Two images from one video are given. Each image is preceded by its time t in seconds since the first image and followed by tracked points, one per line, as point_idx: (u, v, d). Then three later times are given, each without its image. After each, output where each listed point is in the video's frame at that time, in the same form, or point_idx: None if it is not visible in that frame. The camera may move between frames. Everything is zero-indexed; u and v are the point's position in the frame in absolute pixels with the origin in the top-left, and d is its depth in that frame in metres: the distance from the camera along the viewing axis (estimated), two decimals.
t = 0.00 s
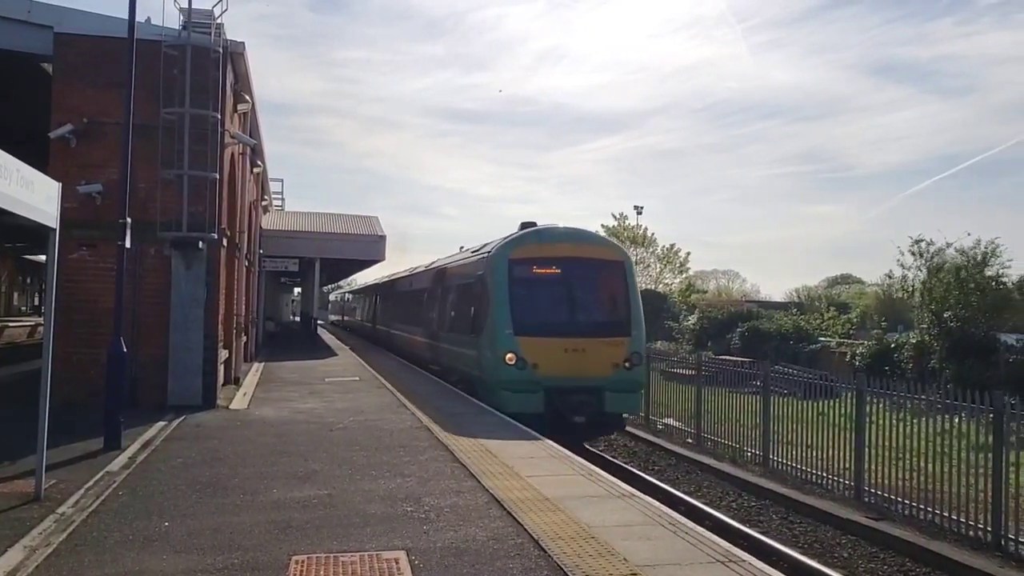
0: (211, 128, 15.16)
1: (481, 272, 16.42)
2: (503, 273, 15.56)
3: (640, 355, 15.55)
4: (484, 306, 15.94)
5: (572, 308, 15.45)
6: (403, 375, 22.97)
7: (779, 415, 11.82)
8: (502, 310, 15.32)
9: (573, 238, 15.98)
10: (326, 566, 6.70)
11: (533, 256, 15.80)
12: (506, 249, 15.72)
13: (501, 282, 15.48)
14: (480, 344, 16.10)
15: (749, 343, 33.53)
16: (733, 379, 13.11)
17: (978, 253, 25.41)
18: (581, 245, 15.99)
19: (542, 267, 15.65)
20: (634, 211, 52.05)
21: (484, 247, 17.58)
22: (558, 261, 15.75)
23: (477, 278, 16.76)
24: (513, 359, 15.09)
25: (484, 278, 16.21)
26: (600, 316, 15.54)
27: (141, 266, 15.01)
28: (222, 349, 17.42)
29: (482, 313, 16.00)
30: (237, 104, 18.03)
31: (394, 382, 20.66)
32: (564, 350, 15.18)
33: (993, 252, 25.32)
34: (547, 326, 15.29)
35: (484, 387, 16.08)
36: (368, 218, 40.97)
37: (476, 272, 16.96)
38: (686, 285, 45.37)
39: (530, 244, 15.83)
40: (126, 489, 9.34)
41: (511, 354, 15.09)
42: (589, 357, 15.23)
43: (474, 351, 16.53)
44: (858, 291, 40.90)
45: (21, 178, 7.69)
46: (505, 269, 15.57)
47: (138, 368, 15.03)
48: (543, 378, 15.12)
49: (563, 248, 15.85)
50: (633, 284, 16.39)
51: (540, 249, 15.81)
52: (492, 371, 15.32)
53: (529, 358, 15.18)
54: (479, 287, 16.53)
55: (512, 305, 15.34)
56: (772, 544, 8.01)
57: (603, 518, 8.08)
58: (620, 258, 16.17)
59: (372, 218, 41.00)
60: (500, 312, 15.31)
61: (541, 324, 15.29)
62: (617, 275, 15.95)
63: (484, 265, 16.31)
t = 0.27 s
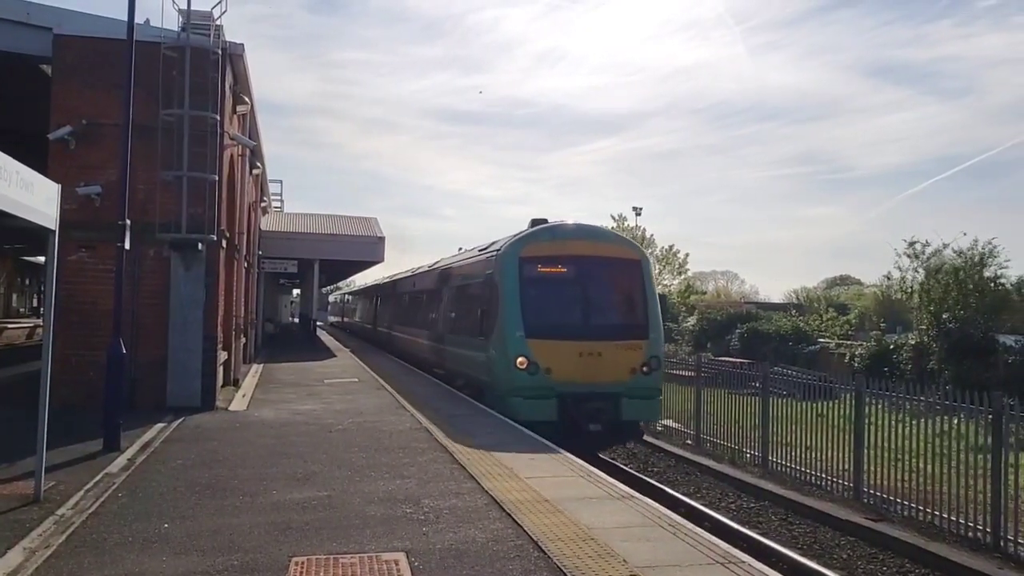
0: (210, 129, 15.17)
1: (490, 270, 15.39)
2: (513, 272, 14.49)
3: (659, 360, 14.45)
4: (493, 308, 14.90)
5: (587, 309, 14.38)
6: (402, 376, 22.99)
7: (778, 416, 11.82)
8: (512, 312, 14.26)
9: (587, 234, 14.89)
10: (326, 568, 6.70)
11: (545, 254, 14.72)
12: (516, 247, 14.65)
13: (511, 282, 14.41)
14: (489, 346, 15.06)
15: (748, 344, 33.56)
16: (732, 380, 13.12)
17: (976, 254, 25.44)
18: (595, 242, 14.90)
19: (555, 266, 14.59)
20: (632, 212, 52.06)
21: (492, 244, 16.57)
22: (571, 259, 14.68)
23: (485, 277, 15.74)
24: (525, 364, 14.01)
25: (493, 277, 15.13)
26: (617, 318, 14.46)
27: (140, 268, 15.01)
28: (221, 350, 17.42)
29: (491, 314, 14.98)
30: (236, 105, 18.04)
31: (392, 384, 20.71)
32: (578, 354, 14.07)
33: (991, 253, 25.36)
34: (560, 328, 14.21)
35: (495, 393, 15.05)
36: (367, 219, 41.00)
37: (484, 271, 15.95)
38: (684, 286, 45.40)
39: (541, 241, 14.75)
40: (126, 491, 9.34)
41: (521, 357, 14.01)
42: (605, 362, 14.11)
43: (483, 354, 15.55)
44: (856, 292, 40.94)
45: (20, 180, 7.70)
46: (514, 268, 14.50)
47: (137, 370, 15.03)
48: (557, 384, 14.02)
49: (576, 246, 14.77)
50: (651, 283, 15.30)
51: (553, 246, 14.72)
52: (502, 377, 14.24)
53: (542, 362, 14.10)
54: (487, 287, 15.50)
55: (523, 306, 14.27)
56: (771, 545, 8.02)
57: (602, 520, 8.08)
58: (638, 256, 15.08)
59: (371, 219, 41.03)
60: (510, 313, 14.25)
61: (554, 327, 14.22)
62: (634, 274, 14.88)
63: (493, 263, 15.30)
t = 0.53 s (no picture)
0: (209, 130, 15.17)
1: (500, 269, 14.57)
2: (524, 271, 13.67)
3: (679, 365, 13.60)
4: (503, 309, 14.07)
5: (602, 310, 13.55)
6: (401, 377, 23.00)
7: (776, 417, 11.83)
8: (523, 313, 13.43)
9: (602, 231, 14.03)
10: (324, 569, 6.70)
11: (558, 252, 13.88)
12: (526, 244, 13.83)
13: (522, 281, 13.60)
14: (499, 349, 14.24)
15: (746, 345, 33.55)
16: (730, 381, 13.13)
17: (974, 255, 25.44)
18: (610, 238, 14.04)
19: (568, 265, 13.76)
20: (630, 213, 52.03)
21: (502, 242, 15.75)
22: (585, 257, 13.84)
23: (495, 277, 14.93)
24: (537, 369, 13.21)
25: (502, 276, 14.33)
26: (635, 320, 13.61)
27: (138, 269, 15.01)
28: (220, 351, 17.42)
29: (501, 316, 14.17)
30: (234, 106, 18.04)
31: (391, 384, 20.80)
32: (593, 359, 13.26)
33: (988, 254, 25.36)
34: (573, 331, 13.37)
35: (506, 399, 14.25)
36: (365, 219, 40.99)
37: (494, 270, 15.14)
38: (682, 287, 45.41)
39: (553, 238, 13.92)
40: (124, 492, 9.34)
41: (533, 361, 13.22)
42: (622, 366, 13.28)
43: (494, 358, 14.75)
44: (855, 293, 40.95)
45: (19, 181, 7.69)
46: (525, 267, 13.69)
47: (136, 371, 15.03)
48: (571, 390, 13.20)
49: (591, 243, 13.93)
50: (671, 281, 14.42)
51: (566, 243, 13.88)
52: (512, 382, 13.44)
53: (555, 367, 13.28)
54: (497, 286, 14.68)
55: (535, 307, 13.45)
56: (769, 545, 8.03)
57: (601, 521, 8.08)
58: (657, 254, 14.19)
59: (369, 219, 41.03)
60: (521, 314, 13.44)
61: (567, 329, 13.38)
62: (652, 273, 14.02)
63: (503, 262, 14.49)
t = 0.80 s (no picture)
0: (206, 132, 15.18)
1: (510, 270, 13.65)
2: (534, 272, 12.76)
3: (702, 371, 12.64)
4: (513, 312, 13.15)
5: (619, 312, 12.61)
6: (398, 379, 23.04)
7: (773, 419, 11.86)
8: (534, 315, 12.52)
9: (618, 228, 13.07)
10: (321, 571, 6.70)
11: (572, 250, 12.94)
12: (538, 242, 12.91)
13: (533, 283, 12.69)
14: (509, 355, 13.31)
15: (743, 347, 33.59)
16: (727, 382, 13.16)
17: (970, 258, 25.50)
18: (627, 235, 13.08)
19: (581, 265, 12.85)
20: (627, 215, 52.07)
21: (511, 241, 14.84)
22: (600, 256, 12.90)
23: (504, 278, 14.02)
24: (550, 375, 12.26)
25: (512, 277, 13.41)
26: (653, 323, 12.66)
27: (134, 271, 15.00)
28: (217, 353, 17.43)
29: (511, 320, 13.26)
30: (231, 109, 18.05)
31: (389, 386, 20.83)
32: (610, 364, 12.30)
33: (985, 256, 25.43)
34: (588, 335, 12.42)
35: (518, 409, 13.27)
36: (361, 222, 41.00)
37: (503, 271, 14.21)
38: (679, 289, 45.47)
39: (566, 236, 12.99)
40: (121, 494, 9.34)
41: (546, 368, 12.27)
42: (641, 372, 12.32)
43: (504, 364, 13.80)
44: (851, 295, 41.04)
45: (16, 183, 7.68)
46: (536, 267, 12.76)
47: (132, 373, 15.02)
48: (587, 398, 12.23)
49: (606, 241, 12.98)
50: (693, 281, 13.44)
51: (580, 242, 12.95)
52: (523, 390, 12.50)
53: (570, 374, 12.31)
54: (506, 288, 13.76)
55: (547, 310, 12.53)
56: (766, 548, 8.05)
57: (598, 522, 8.09)
58: (676, 252, 13.20)
59: (366, 222, 41.03)
60: (533, 317, 12.52)
61: (582, 333, 12.43)
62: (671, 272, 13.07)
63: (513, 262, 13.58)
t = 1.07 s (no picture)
0: (204, 133, 15.19)
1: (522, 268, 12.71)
2: (550, 269, 11.83)
3: (729, 376, 11.69)
4: (525, 312, 12.22)
5: (641, 312, 11.67)
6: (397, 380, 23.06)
7: (771, 419, 11.87)
8: (549, 316, 11.57)
9: (639, 223, 12.17)
10: (319, 571, 6.72)
11: (589, 246, 11.98)
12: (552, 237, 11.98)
13: (547, 281, 11.76)
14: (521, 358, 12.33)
15: (741, 347, 33.61)
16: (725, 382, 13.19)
17: (969, 258, 25.49)
18: (647, 230, 12.15)
19: (600, 262, 11.92)
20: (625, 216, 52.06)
21: (521, 238, 13.91)
22: (620, 253, 11.97)
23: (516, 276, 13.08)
24: (566, 381, 11.28)
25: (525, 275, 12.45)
26: (677, 325, 11.72)
27: (133, 272, 15.00)
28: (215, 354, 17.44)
29: (523, 321, 12.31)
30: (229, 109, 18.05)
31: (387, 387, 20.85)
32: (632, 368, 11.35)
33: (982, 257, 25.44)
34: (607, 337, 11.47)
35: (531, 416, 12.33)
36: (359, 223, 41.01)
37: (514, 269, 13.28)
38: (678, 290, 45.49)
39: (583, 231, 12.05)
40: (119, 494, 9.35)
41: (562, 372, 11.30)
42: (665, 377, 11.38)
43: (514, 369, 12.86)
44: (849, 295, 41.08)
45: (14, 184, 7.69)
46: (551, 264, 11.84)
47: (131, 374, 15.02)
48: (607, 405, 11.28)
49: (626, 237, 12.05)
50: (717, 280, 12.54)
51: (599, 237, 12.01)
52: (537, 396, 11.55)
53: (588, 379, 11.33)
54: (518, 287, 12.81)
55: (564, 310, 11.60)
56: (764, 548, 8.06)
57: (596, 523, 8.10)
58: (701, 250, 12.30)
59: (364, 223, 41.05)
60: (548, 319, 11.56)
61: (601, 335, 11.48)
62: (695, 271, 12.16)
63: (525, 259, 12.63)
